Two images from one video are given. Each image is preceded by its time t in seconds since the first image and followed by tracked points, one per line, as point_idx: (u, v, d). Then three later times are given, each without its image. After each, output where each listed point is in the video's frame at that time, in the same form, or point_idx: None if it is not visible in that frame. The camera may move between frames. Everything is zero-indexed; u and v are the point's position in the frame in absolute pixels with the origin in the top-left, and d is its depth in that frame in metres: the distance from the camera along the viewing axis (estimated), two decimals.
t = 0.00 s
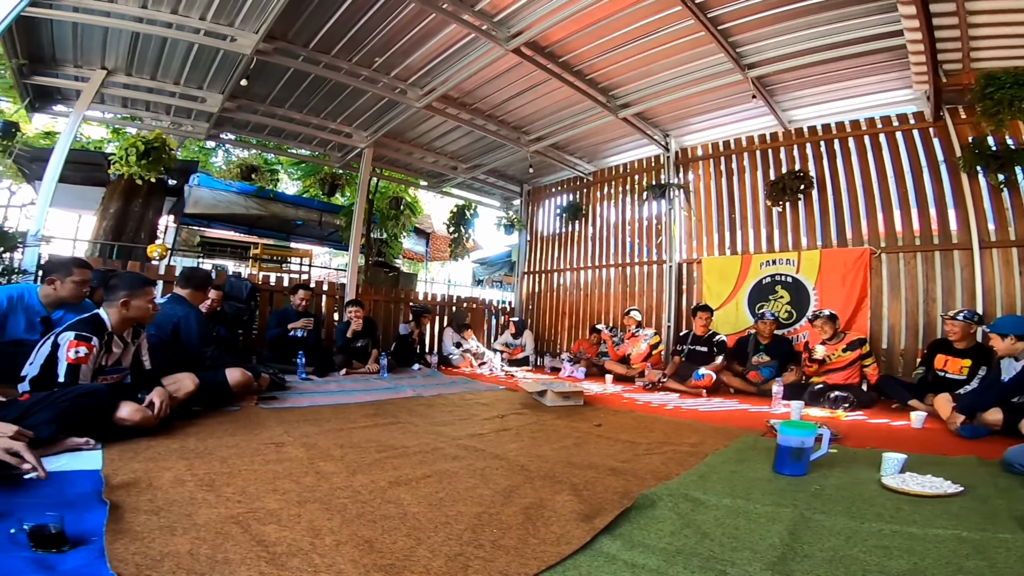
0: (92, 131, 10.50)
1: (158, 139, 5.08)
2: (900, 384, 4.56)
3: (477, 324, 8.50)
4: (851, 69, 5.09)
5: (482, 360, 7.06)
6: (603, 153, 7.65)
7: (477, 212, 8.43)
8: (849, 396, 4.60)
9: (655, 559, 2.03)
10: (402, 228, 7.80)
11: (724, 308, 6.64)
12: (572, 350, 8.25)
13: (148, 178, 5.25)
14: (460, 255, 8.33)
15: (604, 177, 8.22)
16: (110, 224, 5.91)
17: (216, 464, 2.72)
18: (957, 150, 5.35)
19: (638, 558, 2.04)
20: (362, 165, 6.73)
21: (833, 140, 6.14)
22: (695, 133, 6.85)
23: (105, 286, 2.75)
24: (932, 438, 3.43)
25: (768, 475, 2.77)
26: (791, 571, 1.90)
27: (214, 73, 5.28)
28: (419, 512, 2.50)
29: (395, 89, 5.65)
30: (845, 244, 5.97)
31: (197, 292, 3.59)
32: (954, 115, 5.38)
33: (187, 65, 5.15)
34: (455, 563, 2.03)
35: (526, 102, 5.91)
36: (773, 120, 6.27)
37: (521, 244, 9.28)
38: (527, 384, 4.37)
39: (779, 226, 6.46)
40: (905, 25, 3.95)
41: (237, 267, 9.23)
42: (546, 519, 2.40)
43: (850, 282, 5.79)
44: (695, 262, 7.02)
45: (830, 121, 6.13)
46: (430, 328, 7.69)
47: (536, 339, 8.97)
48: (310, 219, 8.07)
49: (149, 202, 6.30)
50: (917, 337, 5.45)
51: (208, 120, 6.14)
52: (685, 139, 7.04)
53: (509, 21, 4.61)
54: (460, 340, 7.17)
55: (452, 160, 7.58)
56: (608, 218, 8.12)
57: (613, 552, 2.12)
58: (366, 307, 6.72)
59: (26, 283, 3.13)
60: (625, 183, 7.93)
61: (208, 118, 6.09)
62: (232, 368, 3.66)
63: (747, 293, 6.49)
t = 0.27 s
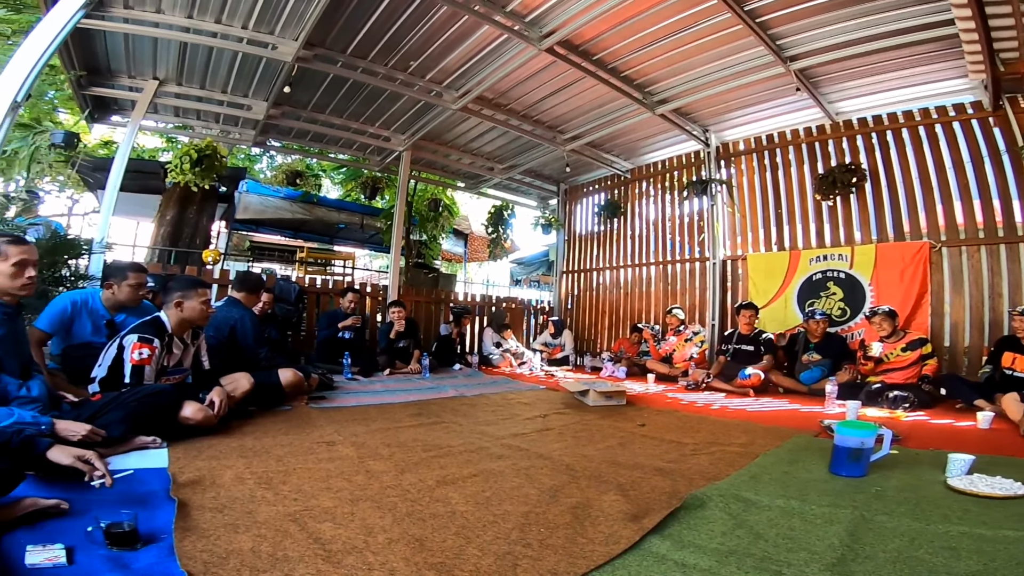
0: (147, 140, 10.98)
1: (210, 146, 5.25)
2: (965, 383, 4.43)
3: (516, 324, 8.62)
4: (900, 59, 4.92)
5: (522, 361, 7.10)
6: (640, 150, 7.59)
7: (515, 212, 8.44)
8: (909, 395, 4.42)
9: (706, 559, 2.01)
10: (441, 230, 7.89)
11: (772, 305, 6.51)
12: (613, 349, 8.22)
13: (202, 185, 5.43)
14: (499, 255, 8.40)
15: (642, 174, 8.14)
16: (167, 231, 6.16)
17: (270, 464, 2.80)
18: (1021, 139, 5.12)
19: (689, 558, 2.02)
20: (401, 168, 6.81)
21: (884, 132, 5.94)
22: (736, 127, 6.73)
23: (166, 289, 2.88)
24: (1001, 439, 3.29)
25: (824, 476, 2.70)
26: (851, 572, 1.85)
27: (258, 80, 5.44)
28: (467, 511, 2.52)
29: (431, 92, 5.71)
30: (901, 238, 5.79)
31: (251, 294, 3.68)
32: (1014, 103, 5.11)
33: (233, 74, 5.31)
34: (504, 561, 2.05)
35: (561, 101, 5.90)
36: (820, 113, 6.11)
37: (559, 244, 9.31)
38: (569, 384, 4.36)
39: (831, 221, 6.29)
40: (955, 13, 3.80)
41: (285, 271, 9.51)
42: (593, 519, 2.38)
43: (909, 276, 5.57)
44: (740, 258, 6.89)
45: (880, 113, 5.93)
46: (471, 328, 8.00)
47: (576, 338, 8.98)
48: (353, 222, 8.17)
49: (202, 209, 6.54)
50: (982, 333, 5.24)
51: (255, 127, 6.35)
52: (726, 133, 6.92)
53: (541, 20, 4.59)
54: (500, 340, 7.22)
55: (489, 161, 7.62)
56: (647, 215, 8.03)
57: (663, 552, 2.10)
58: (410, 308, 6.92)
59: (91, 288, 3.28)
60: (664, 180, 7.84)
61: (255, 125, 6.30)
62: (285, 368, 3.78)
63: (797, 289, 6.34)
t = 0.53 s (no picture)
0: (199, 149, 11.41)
1: (258, 152, 5.40)
2: None
3: (556, 322, 8.64)
4: (955, 48, 4.74)
5: (562, 359, 7.11)
6: (679, 146, 7.49)
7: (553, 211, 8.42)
8: (975, 394, 4.24)
9: (762, 558, 1.97)
10: (480, 230, 7.95)
11: (824, 302, 6.35)
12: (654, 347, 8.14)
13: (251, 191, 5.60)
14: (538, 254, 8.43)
15: (682, 170, 8.04)
16: (221, 235, 6.39)
17: (322, 463, 2.88)
18: None
19: (744, 557, 1.99)
20: (440, 169, 6.88)
21: (940, 122, 5.69)
22: (780, 120, 6.57)
23: (224, 295, 2.99)
24: None
25: (887, 477, 2.62)
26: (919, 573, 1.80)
27: (300, 87, 5.58)
28: (515, 509, 2.52)
29: (467, 93, 5.76)
30: (967, 231, 5.47)
31: (302, 296, 3.82)
32: None
33: (276, 80, 5.45)
34: (555, 559, 2.05)
35: (597, 99, 5.86)
36: (871, 103, 5.91)
37: (598, 241, 9.28)
38: (612, 382, 4.35)
39: (887, 213, 6.02)
40: None
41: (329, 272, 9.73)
42: (643, 518, 2.36)
43: (974, 271, 5.30)
44: (789, 254, 6.74)
45: (935, 102, 5.69)
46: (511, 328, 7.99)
47: (617, 337, 8.94)
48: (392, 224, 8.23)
49: (252, 213, 6.74)
50: None
51: (299, 133, 6.53)
52: (770, 126, 6.76)
53: (574, 18, 4.57)
54: (540, 339, 7.24)
55: (525, 160, 7.64)
56: (689, 211, 7.93)
57: (716, 552, 2.06)
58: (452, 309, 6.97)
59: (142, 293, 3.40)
60: (705, 175, 7.73)
61: (300, 130, 6.48)
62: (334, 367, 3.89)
63: (852, 284, 6.15)
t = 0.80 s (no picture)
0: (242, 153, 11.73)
1: (299, 155, 5.52)
2: None
3: (592, 319, 8.62)
4: (1009, 36, 4.60)
5: (600, 357, 7.06)
6: (716, 140, 7.38)
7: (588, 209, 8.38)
8: None
9: (818, 557, 1.94)
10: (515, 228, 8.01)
11: (876, 296, 6.18)
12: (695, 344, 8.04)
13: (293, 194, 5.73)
14: (575, 251, 8.41)
15: (720, 164, 7.91)
16: (265, 238, 6.57)
17: (368, 463, 2.94)
18: None
19: (798, 556, 1.95)
20: (474, 168, 6.94)
21: (994, 111, 5.45)
22: (823, 111, 6.40)
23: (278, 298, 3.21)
24: None
25: (947, 476, 2.54)
26: (986, 571, 1.76)
27: (336, 91, 5.68)
28: (560, 507, 2.52)
29: (499, 92, 5.77)
30: None
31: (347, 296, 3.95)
32: None
33: (314, 85, 5.56)
34: (603, 557, 2.05)
35: (630, 94, 5.80)
36: (919, 92, 5.71)
37: (634, 238, 9.21)
38: (653, 380, 4.33)
39: (941, 205, 5.81)
40: None
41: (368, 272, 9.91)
42: (691, 517, 2.33)
43: None
44: (837, 247, 6.56)
45: (989, 91, 5.46)
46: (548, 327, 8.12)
47: (655, 334, 8.88)
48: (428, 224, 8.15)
49: (294, 215, 6.85)
50: None
51: (336, 136, 6.67)
52: (812, 117, 6.58)
53: (604, 14, 4.54)
54: (577, 337, 7.21)
55: (559, 158, 7.64)
56: (728, 206, 7.80)
57: (769, 550, 2.03)
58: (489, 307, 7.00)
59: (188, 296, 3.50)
60: (745, 169, 7.59)
61: (338, 133, 6.61)
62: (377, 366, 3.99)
63: (906, 279, 5.95)
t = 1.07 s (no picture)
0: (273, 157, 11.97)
1: (330, 158, 5.60)
2: None
3: (622, 316, 8.58)
4: None
5: (630, 354, 7.04)
6: (747, 134, 7.27)
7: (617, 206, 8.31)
8: None
9: (865, 555, 1.91)
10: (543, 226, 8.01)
11: (920, 290, 6.01)
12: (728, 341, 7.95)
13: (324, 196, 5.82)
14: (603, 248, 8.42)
15: (752, 158, 7.80)
16: (298, 239, 6.70)
17: (403, 461, 2.98)
18: None
19: (844, 554, 1.92)
20: (501, 167, 6.98)
21: None
22: (861, 102, 6.24)
23: (314, 300, 3.34)
24: None
25: (997, 476, 2.47)
26: None
27: (363, 92, 5.75)
28: (596, 505, 2.52)
29: (524, 90, 5.77)
30: None
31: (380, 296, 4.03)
32: None
33: (342, 87, 5.63)
34: (641, 554, 2.04)
35: (656, 89, 5.75)
36: (961, 83, 5.55)
37: (663, 233, 9.11)
38: (685, 378, 4.31)
39: (987, 197, 5.62)
40: None
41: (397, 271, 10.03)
42: (730, 515, 2.31)
43: None
44: (878, 241, 6.42)
45: None
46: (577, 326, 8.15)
47: (686, 331, 8.79)
48: (456, 223, 8.15)
49: (326, 217, 6.93)
50: None
51: (365, 138, 6.77)
52: (848, 109, 6.41)
53: (628, 9, 4.49)
54: (606, 335, 7.20)
55: (585, 155, 7.62)
56: (761, 201, 7.71)
57: (813, 549, 2.00)
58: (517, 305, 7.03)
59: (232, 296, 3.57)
60: (778, 162, 7.48)
61: (366, 135, 6.70)
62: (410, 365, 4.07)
63: (952, 272, 5.76)
